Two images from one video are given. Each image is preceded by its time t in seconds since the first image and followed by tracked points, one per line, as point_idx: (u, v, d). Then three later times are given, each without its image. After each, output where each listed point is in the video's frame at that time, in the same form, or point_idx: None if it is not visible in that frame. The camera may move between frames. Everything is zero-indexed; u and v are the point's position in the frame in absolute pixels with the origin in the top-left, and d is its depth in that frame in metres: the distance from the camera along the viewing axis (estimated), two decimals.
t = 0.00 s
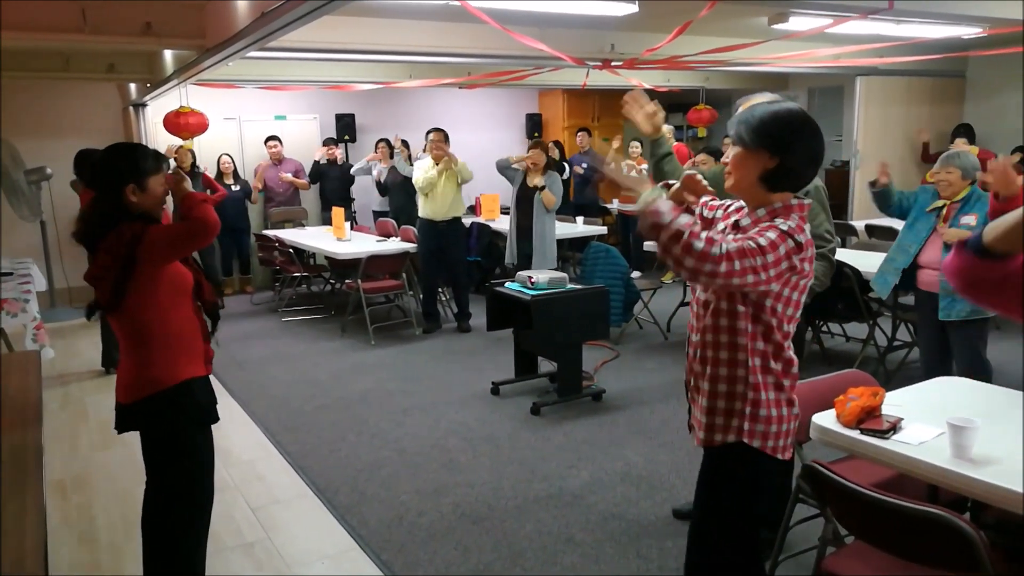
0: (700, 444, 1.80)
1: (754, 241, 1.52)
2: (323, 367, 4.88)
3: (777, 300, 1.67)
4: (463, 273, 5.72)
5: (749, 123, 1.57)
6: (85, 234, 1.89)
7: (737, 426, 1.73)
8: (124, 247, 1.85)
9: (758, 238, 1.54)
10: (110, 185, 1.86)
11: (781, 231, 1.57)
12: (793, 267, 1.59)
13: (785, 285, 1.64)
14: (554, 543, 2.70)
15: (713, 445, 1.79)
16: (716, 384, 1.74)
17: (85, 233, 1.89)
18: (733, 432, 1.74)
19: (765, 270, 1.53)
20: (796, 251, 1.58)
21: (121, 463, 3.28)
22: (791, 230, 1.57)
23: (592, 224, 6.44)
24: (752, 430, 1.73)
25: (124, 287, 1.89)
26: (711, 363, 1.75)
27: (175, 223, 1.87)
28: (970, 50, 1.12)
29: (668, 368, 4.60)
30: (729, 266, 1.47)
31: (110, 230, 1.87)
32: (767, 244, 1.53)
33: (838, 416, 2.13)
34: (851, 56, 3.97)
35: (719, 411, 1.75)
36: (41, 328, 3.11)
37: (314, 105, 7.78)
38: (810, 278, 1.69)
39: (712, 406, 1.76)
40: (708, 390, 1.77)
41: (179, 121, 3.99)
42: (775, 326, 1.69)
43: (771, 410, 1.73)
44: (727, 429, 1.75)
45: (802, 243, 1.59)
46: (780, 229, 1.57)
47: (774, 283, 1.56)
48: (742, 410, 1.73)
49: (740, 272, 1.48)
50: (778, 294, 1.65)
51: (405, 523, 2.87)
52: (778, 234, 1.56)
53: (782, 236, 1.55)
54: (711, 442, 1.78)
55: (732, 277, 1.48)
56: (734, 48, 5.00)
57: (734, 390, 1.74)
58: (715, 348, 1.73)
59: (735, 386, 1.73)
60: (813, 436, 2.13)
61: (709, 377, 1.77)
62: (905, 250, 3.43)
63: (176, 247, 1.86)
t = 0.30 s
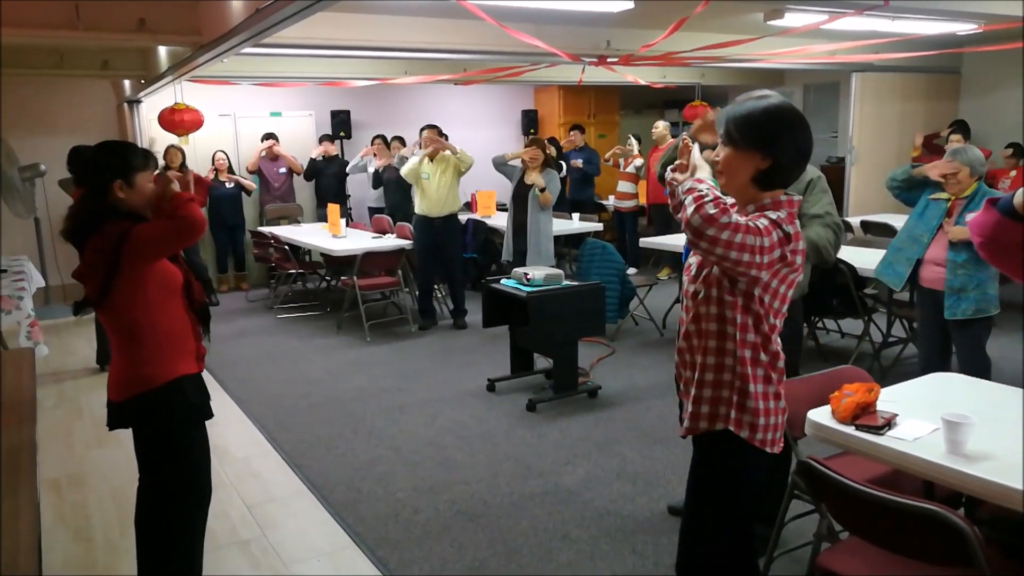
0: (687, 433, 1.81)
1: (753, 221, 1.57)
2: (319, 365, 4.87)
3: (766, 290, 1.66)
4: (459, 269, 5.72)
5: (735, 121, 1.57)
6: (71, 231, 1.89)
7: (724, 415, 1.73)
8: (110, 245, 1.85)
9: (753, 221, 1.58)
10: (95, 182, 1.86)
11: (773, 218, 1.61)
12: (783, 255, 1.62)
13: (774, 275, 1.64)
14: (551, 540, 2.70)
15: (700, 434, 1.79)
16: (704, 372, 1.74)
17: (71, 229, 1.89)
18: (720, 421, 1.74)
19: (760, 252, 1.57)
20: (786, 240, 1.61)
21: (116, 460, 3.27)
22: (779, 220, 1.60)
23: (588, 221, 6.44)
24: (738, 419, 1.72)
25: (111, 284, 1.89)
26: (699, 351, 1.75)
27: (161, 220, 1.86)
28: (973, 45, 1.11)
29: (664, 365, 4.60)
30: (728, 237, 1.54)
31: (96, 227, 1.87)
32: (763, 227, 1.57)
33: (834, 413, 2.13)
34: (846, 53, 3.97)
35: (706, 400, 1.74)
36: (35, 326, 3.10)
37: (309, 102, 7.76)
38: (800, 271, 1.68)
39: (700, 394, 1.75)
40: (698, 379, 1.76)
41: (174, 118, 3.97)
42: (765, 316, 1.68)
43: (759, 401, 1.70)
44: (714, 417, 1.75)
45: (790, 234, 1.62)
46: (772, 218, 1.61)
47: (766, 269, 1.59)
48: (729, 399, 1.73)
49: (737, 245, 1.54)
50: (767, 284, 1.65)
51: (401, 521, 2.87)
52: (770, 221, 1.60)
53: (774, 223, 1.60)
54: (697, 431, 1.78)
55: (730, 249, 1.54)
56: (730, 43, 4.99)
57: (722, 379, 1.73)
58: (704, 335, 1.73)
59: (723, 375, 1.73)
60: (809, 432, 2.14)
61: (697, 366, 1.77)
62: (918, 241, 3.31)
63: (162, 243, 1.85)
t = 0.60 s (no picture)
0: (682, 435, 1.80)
1: (747, 218, 1.57)
2: (313, 365, 4.86)
3: (761, 287, 1.66)
4: (453, 270, 5.71)
5: (728, 120, 1.57)
6: (58, 229, 1.89)
7: (720, 416, 1.73)
8: (95, 244, 1.86)
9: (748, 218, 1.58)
10: (80, 181, 1.85)
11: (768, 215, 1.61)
12: (778, 253, 1.62)
13: (768, 272, 1.64)
14: (545, 540, 2.70)
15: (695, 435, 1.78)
16: (699, 372, 1.74)
17: (58, 227, 1.89)
18: (715, 421, 1.74)
19: (755, 248, 1.56)
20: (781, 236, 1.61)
21: (110, 461, 3.26)
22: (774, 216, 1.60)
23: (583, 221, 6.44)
24: (733, 419, 1.72)
25: (98, 284, 1.89)
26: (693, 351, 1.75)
27: (147, 219, 1.86)
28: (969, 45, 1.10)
29: (658, 365, 4.60)
30: (723, 231, 1.53)
31: (83, 226, 1.87)
32: (758, 224, 1.57)
33: (828, 413, 2.13)
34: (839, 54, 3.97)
35: (701, 401, 1.74)
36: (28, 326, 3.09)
37: (303, 102, 7.74)
38: (794, 268, 1.69)
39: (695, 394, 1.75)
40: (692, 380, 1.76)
41: (168, 118, 3.95)
42: (760, 314, 1.68)
43: (754, 401, 1.70)
44: (709, 419, 1.75)
45: (785, 230, 1.62)
46: (767, 214, 1.60)
47: (761, 265, 1.59)
48: (724, 400, 1.73)
49: (732, 240, 1.53)
50: (761, 281, 1.65)
51: (395, 521, 2.87)
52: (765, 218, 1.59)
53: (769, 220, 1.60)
54: (692, 433, 1.77)
55: (725, 245, 1.54)
56: (724, 43, 5.00)
57: (717, 379, 1.73)
58: (698, 334, 1.73)
59: (718, 375, 1.73)
60: (803, 432, 2.14)
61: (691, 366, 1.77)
62: (918, 241, 3.31)
63: (148, 242, 1.85)
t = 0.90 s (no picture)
0: (677, 445, 1.79)
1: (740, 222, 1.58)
2: (304, 368, 4.85)
3: (755, 291, 1.67)
4: (446, 272, 5.71)
5: (717, 124, 1.57)
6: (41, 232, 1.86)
7: (716, 424, 1.73)
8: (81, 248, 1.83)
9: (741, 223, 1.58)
10: (65, 183, 1.83)
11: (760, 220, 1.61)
12: (771, 257, 1.63)
13: (762, 277, 1.65)
14: (537, 543, 2.69)
15: (690, 445, 1.77)
16: (694, 381, 1.73)
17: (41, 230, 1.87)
18: (712, 431, 1.73)
19: (749, 253, 1.56)
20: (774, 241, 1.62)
21: (99, 465, 3.24)
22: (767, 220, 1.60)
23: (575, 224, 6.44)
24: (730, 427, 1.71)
25: (85, 290, 1.87)
26: (688, 359, 1.74)
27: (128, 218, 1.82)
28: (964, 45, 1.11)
29: (650, 367, 4.61)
30: (716, 238, 1.53)
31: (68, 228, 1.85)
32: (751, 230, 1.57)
33: (819, 415, 2.13)
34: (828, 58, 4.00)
35: (697, 410, 1.73)
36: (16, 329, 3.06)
37: (295, 104, 7.73)
38: (787, 272, 1.70)
39: (690, 403, 1.74)
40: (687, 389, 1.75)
41: (159, 120, 3.93)
42: (754, 319, 1.69)
43: (750, 408, 1.71)
44: (706, 428, 1.74)
45: (778, 233, 1.63)
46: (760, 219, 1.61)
47: (756, 269, 1.59)
48: (720, 408, 1.72)
49: (726, 245, 1.53)
50: (756, 285, 1.66)
51: (387, 525, 2.85)
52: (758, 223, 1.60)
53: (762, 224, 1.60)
54: (688, 443, 1.76)
55: (719, 250, 1.54)
56: (715, 47, 5.01)
57: (713, 388, 1.73)
58: (692, 342, 1.73)
59: (713, 384, 1.73)
60: (794, 435, 2.14)
61: (685, 375, 1.76)
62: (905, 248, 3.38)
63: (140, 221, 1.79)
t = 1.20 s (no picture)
0: (669, 447, 1.75)
1: (731, 216, 1.58)
2: (294, 373, 4.83)
3: (746, 288, 1.66)
4: (435, 276, 5.70)
5: (706, 122, 1.59)
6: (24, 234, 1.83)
7: (710, 424, 1.70)
8: (67, 252, 1.82)
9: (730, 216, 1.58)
10: (49, 186, 1.81)
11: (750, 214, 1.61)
12: (762, 252, 1.62)
13: (754, 273, 1.65)
14: (527, 547, 2.69)
15: (683, 446, 1.74)
16: (686, 380, 1.71)
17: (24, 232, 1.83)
18: (705, 431, 1.70)
19: (740, 246, 1.56)
20: (765, 235, 1.62)
21: (86, 472, 3.22)
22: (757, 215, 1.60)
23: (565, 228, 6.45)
24: (724, 428, 1.69)
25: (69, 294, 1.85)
26: (679, 358, 1.71)
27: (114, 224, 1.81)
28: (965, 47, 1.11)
29: (640, 371, 4.62)
30: (706, 228, 1.53)
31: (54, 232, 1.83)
32: (741, 223, 1.57)
33: (808, 418, 2.13)
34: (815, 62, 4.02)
35: (690, 410, 1.71)
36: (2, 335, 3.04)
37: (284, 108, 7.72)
38: (780, 270, 1.69)
39: (682, 404, 1.71)
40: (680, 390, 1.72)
41: (147, 125, 3.91)
42: (746, 317, 1.67)
43: (744, 407, 1.68)
44: (699, 428, 1.71)
45: (769, 229, 1.63)
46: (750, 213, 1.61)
47: (747, 264, 1.59)
48: (713, 408, 1.69)
49: (715, 237, 1.53)
50: (747, 282, 1.65)
51: (377, 531, 2.84)
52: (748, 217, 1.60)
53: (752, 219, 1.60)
54: (681, 444, 1.73)
55: (709, 241, 1.53)
56: (704, 51, 5.04)
57: (705, 387, 1.69)
58: (683, 341, 1.71)
59: (706, 383, 1.69)
60: (783, 437, 2.14)
61: (676, 375, 1.73)
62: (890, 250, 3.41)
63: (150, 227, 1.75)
